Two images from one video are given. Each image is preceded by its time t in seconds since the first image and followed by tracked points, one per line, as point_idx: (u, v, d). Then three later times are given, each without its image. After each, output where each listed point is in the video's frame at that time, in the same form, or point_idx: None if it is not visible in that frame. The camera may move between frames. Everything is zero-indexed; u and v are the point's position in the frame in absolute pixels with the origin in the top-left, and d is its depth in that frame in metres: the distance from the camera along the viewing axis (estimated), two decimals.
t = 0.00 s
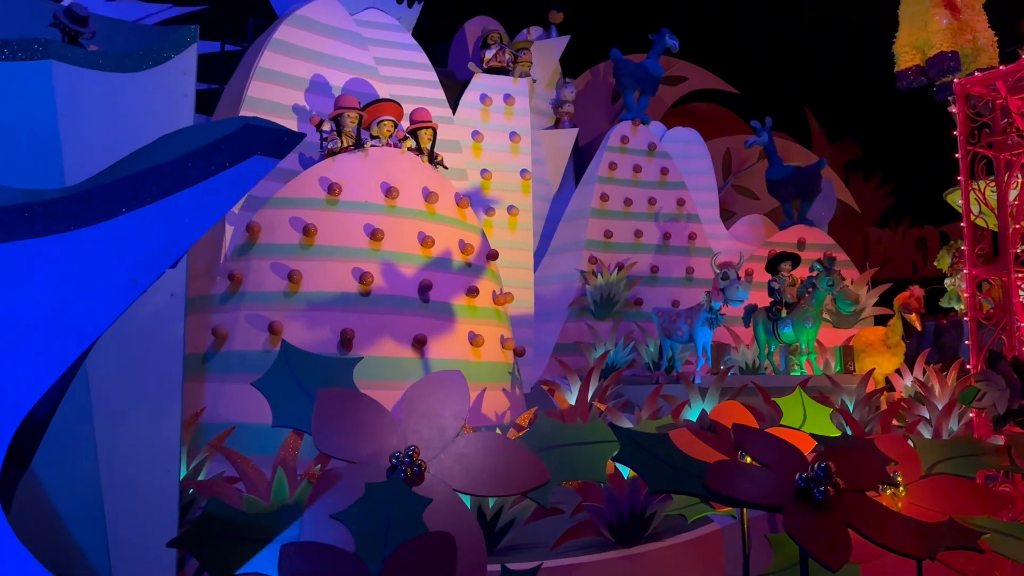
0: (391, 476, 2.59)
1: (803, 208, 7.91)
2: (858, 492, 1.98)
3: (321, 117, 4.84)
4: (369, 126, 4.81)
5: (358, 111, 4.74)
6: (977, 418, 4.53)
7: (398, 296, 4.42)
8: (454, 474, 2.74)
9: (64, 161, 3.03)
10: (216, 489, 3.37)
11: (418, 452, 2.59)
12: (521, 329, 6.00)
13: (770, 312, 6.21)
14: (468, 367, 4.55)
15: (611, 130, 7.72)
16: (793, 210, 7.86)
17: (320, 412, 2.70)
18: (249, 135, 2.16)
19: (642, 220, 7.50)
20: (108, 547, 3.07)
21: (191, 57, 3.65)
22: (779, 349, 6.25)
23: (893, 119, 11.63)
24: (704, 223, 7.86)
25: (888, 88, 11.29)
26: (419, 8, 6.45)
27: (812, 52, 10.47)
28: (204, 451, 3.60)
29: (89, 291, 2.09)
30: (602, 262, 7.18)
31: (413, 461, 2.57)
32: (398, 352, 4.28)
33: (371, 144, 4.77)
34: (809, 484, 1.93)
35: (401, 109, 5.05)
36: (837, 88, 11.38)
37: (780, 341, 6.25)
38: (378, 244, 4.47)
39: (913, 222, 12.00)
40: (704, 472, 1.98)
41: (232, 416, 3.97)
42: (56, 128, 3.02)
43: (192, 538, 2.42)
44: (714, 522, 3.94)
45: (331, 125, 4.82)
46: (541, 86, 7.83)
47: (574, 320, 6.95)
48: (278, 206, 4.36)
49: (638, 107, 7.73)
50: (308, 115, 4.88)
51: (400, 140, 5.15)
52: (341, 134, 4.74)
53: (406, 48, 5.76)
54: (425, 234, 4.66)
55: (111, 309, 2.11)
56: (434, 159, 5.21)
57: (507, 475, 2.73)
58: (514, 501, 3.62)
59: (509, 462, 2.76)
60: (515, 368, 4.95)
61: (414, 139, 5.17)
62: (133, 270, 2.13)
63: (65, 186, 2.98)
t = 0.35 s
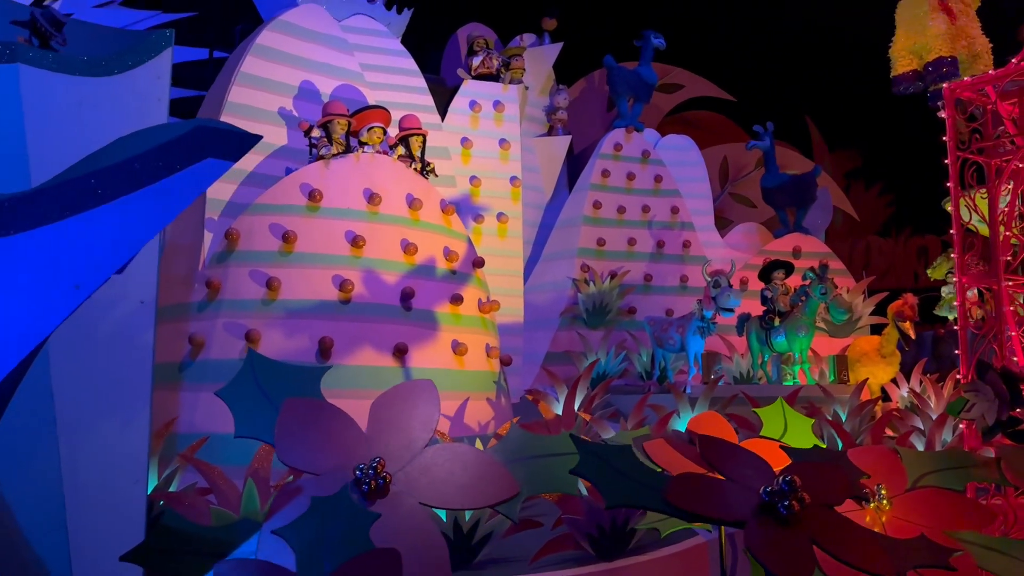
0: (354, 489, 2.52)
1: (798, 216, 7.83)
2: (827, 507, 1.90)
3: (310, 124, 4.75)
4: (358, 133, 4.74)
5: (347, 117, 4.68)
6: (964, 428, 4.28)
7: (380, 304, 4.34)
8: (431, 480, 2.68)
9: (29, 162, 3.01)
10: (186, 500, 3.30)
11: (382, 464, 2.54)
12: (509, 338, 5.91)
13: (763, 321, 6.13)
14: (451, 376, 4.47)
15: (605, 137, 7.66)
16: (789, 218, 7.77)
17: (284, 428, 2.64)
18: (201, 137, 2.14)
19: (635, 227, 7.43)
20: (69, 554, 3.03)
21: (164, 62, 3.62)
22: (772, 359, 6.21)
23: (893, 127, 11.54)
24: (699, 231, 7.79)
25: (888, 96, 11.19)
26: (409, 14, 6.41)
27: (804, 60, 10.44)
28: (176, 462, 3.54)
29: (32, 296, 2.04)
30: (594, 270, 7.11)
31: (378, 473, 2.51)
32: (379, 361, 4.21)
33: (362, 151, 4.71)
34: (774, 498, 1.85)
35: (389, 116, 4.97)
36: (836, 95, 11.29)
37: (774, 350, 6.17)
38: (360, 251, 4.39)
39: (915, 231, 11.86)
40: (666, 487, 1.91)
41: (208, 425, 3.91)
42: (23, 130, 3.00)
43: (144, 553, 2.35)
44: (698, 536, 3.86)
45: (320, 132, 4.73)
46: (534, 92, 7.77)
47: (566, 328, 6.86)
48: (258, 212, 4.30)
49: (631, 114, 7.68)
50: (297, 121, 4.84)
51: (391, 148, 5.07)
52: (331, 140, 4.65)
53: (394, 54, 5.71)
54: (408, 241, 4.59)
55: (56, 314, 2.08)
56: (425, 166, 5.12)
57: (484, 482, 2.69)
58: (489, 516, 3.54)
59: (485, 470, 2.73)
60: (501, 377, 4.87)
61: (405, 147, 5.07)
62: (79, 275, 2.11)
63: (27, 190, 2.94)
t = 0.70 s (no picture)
0: (316, 502, 2.49)
1: (794, 224, 7.73)
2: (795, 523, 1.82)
3: (297, 129, 4.71)
4: (349, 141, 4.70)
5: (333, 124, 4.58)
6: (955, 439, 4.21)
7: (361, 312, 4.27)
8: (406, 489, 2.61)
9: None
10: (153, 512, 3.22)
11: (344, 476, 2.49)
12: (498, 347, 5.82)
13: (757, 330, 6.05)
14: (435, 386, 4.39)
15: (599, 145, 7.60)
16: (785, 226, 7.68)
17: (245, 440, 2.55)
18: (152, 139, 2.09)
19: (629, 235, 7.36)
20: (30, 568, 2.96)
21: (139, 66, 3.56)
22: (765, 369, 6.09)
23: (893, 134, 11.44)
24: (693, 240, 7.71)
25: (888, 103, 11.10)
26: (400, 20, 6.35)
27: (803, 66, 10.33)
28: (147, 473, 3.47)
29: None
30: (587, 279, 7.03)
31: (340, 486, 2.47)
32: (360, 369, 4.14)
33: (350, 156, 4.68)
34: (737, 512, 1.79)
35: (377, 122, 4.88)
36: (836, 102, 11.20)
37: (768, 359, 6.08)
38: (341, 258, 4.31)
39: (917, 240, 11.72)
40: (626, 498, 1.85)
41: (183, 435, 3.83)
42: None
43: (97, 565, 2.28)
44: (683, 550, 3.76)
45: (307, 138, 4.66)
46: (528, 100, 7.72)
47: (558, 337, 6.79)
48: (237, 218, 4.23)
49: (625, 121, 7.63)
50: (283, 127, 4.77)
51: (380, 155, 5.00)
52: (318, 146, 4.57)
53: (383, 61, 5.68)
54: (391, 248, 4.51)
55: None
56: (416, 173, 5.01)
57: (462, 494, 2.62)
58: (466, 530, 3.47)
59: (463, 482, 2.66)
60: (486, 386, 4.79)
61: (394, 154, 5.00)
62: (20, 279, 1.96)
63: None
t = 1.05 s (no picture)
0: (274, 514, 2.40)
1: (789, 233, 7.63)
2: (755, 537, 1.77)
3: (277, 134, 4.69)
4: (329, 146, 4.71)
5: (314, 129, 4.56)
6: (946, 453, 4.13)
7: (340, 320, 4.19)
8: (372, 501, 2.51)
9: None
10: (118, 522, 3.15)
11: (305, 489, 2.40)
12: (486, 357, 5.73)
13: (749, 340, 5.97)
14: (417, 396, 4.30)
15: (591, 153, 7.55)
16: (779, 235, 7.59)
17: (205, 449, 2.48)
18: (102, 137, 1.98)
19: (622, 244, 7.29)
20: None
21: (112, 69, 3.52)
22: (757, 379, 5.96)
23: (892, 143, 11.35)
24: (687, 248, 7.63)
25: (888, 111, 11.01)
26: (389, 27, 6.31)
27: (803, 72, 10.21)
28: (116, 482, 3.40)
29: None
30: (578, 287, 6.95)
31: (300, 498, 2.38)
32: (338, 379, 4.06)
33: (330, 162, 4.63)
34: (697, 527, 1.72)
35: (359, 128, 4.89)
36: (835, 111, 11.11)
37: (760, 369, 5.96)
38: (321, 265, 4.24)
39: (918, 249, 11.59)
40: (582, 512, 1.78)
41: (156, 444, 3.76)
42: None
43: None
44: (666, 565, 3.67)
45: (286, 144, 4.65)
46: (520, 107, 7.63)
47: (549, 346, 6.69)
48: (215, 225, 4.18)
49: (618, 129, 7.57)
50: (264, 133, 4.73)
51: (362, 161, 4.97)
52: (298, 151, 4.54)
53: (371, 66, 5.63)
54: (373, 255, 4.43)
55: None
56: (397, 178, 4.99)
57: (428, 506, 2.54)
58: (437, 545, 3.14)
59: (429, 495, 2.57)
60: (471, 397, 4.70)
61: (376, 159, 4.98)
62: None
63: None
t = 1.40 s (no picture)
0: (230, 531, 2.36)
1: (782, 243, 7.55)
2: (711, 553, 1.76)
3: (248, 141, 4.62)
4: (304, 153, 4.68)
5: (287, 134, 4.52)
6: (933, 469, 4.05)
7: (318, 330, 4.11)
8: (334, 515, 2.48)
9: None
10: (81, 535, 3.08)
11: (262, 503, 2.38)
12: (472, 367, 5.65)
13: (739, 351, 5.89)
14: (396, 407, 4.21)
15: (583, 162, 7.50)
16: (772, 245, 7.52)
17: (160, 461, 2.41)
18: (48, 141, 2.08)
19: (613, 254, 7.22)
20: None
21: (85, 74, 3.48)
22: (745, 391, 5.90)
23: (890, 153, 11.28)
24: (679, 258, 7.56)
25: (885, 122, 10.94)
26: (377, 35, 6.27)
27: (800, 83, 10.12)
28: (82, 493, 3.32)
29: None
30: (568, 297, 6.87)
31: (256, 513, 2.35)
32: (314, 390, 3.98)
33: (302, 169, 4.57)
34: (651, 545, 1.70)
35: (336, 134, 4.85)
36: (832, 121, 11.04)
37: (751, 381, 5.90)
38: (299, 273, 4.17)
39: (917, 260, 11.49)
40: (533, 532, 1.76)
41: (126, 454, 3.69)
42: None
43: None
44: None
45: (259, 150, 4.57)
46: (511, 117, 7.57)
47: (538, 356, 6.58)
48: (191, 232, 4.11)
49: (609, 139, 7.51)
50: (237, 139, 4.66)
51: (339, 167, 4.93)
52: (269, 158, 4.47)
53: (355, 74, 5.58)
54: (353, 264, 4.36)
55: None
56: (373, 187, 4.97)
57: (391, 522, 2.51)
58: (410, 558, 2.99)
59: (393, 510, 2.54)
60: (453, 408, 4.61)
61: (354, 166, 4.94)
62: None
63: None
